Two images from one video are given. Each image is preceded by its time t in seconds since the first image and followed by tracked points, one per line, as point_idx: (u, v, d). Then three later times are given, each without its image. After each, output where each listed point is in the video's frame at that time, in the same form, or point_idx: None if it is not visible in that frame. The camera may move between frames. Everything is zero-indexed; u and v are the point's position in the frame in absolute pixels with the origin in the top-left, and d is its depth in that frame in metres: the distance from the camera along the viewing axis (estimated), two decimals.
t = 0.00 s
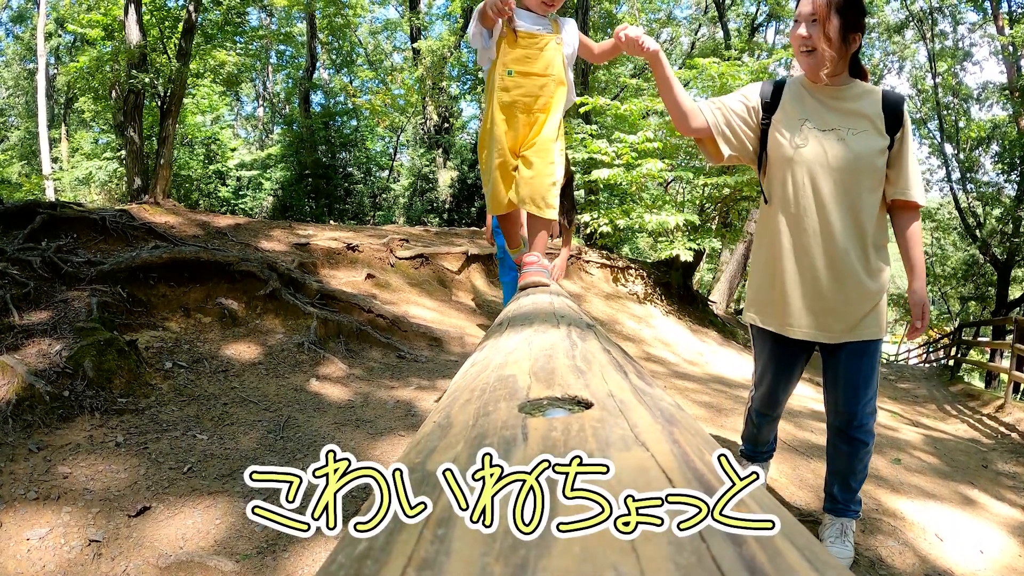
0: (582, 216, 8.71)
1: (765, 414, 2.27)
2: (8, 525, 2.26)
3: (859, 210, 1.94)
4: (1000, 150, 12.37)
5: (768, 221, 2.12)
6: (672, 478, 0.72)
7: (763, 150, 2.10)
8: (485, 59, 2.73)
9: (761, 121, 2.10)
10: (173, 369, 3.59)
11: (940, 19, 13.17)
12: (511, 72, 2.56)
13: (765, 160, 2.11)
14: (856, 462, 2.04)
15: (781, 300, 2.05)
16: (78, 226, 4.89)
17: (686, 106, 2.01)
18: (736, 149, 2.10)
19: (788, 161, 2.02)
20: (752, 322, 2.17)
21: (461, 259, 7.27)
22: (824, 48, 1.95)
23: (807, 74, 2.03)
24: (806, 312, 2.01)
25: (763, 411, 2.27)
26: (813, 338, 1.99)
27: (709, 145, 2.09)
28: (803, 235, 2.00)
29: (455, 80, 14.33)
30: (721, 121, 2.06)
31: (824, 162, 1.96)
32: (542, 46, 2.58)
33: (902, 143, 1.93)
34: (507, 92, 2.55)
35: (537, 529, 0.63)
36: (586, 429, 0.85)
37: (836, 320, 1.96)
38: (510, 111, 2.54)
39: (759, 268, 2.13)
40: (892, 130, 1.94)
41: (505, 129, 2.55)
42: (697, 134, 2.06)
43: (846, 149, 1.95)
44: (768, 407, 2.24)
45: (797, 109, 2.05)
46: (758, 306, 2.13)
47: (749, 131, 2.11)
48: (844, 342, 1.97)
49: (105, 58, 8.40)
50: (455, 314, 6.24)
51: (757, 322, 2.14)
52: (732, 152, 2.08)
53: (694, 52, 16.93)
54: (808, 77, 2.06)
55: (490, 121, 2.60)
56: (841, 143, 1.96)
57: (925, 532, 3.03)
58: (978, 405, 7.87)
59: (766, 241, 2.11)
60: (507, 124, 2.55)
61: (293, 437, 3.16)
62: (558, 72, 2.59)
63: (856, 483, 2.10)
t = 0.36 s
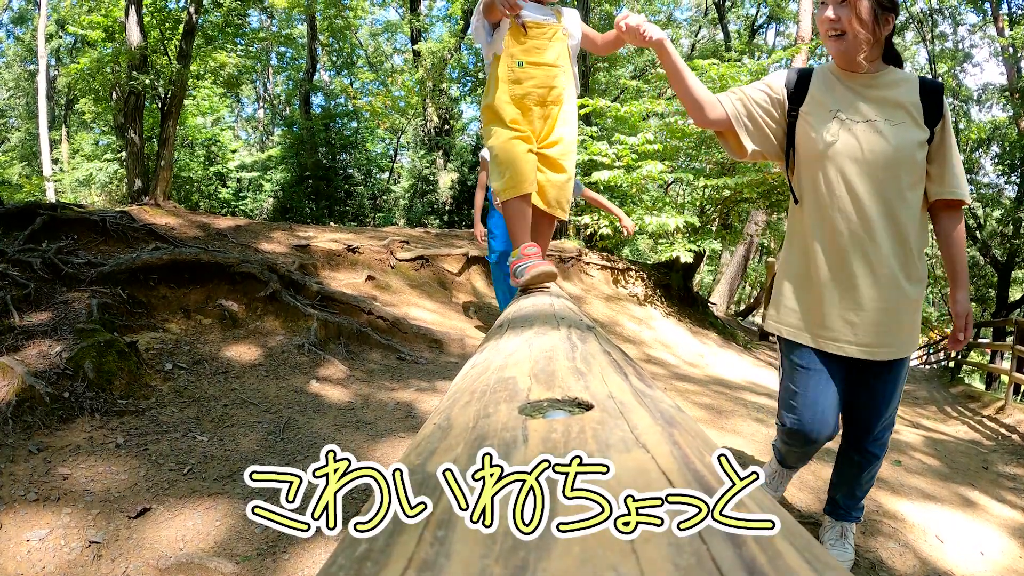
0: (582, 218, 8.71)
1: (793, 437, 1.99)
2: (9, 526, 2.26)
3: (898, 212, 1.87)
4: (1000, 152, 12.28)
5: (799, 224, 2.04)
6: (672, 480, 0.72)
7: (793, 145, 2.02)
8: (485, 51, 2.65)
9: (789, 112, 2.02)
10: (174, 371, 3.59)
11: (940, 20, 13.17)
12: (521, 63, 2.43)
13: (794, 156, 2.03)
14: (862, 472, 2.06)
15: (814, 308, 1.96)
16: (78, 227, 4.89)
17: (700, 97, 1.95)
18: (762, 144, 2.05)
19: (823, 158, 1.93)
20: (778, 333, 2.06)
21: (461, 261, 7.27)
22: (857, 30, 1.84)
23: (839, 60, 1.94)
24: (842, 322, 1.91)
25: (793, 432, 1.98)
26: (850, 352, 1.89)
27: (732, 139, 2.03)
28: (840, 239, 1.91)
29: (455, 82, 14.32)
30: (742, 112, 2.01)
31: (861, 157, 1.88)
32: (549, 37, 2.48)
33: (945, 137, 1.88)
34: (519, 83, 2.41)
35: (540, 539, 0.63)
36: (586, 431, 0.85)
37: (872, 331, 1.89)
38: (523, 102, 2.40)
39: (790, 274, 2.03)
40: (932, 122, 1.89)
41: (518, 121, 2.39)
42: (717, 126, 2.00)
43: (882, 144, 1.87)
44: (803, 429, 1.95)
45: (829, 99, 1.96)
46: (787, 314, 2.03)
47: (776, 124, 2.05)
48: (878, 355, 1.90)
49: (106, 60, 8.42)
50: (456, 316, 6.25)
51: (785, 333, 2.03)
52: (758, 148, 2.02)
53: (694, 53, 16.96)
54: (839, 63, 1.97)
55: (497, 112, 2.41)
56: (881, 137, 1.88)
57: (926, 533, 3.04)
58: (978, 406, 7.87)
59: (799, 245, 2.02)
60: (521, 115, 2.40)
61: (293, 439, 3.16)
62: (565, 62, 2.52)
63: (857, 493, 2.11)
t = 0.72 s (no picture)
0: (582, 220, 8.71)
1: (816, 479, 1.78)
2: (9, 527, 2.26)
3: (907, 215, 1.72)
4: (1000, 153, 12.30)
5: (798, 228, 1.86)
6: (673, 482, 0.72)
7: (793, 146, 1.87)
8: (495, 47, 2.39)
9: (789, 108, 1.87)
10: (174, 372, 3.59)
11: (939, 22, 13.20)
12: (548, 54, 2.31)
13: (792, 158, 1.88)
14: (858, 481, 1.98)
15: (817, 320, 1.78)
16: (78, 228, 4.89)
17: (703, 100, 1.85)
18: (759, 146, 1.90)
19: (825, 155, 1.77)
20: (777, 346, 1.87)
21: (461, 262, 7.28)
22: (875, 22, 1.72)
23: (846, 52, 1.81)
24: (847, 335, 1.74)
25: (816, 473, 1.76)
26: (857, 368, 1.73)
27: (728, 145, 1.91)
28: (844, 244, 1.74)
29: (455, 83, 14.35)
30: (737, 114, 1.87)
31: (865, 155, 1.73)
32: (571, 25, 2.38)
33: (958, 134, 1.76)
34: (549, 75, 2.28)
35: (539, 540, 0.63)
36: (586, 433, 0.85)
37: (879, 344, 1.73)
38: (554, 97, 2.29)
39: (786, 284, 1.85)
40: (942, 119, 1.77)
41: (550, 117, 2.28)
42: (714, 133, 1.91)
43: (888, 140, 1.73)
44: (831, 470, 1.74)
45: (829, 95, 1.83)
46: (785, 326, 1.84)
47: (775, 124, 1.90)
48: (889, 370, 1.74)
49: (106, 61, 8.43)
50: (456, 317, 6.25)
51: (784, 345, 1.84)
52: (757, 150, 1.88)
53: (694, 55, 17.00)
54: (844, 55, 1.83)
55: (523, 106, 2.28)
56: (888, 134, 1.74)
57: (926, 534, 3.04)
58: (978, 407, 7.88)
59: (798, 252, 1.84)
60: (554, 111, 2.28)
61: (293, 440, 3.16)
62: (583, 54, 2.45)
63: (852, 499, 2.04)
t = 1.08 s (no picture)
0: (582, 221, 8.72)
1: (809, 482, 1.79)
2: (8, 528, 2.26)
3: (903, 197, 1.66)
4: (1000, 154, 12.31)
5: (791, 218, 1.80)
6: (673, 484, 0.72)
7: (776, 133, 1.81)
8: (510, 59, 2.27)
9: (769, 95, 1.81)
10: (174, 373, 3.59)
11: (939, 24, 13.22)
12: (560, 62, 2.28)
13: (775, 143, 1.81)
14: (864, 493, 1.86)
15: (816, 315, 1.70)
16: (79, 230, 4.90)
17: (695, 94, 1.78)
18: (741, 139, 1.84)
19: (812, 137, 1.71)
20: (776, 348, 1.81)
21: (462, 264, 7.28)
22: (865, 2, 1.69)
23: (829, 29, 1.75)
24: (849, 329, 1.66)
25: (810, 474, 1.79)
26: (861, 363, 1.65)
27: (710, 141, 1.85)
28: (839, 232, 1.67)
29: (456, 85, 14.37)
30: (722, 108, 1.82)
31: (853, 131, 1.67)
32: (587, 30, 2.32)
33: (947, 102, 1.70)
34: (558, 83, 2.28)
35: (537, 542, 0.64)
36: (586, 434, 0.85)
37: (884, 336, 1.65)
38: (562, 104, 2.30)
39: (783, 280, 1.79)
40: (931, 87, 1.71)
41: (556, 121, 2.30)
42: (697, 132, 1.84)
43: (878, 115, 1.67)
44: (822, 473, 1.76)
45: (811, 75, 1.76)
46: (785, 326, 1.78)
47: (756, 113, 1.84)
48: (897, 363, 1.65)
49: (107, 63, 8.44)
50: (456, 319, 6.26)
51: (785, 345, 1.77)
52: (739, 143, 1.82)
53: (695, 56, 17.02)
54: (827, 35, 1.78)
55: (531, 106, 2.28)
56: (876, 108, 1.68)
57: (926, 536, 3.04)
58: (978, 408, 7.88)
59: (792, 244, 1.78)
60: (560, 117, 2.30)
61: (294, 442, 3.16)
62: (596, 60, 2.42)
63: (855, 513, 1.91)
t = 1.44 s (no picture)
0: (582, 223, 8.73)
1: (805, 478, 1.80)
2: (8, 529, 2.26)
3: (904, 196, 1.64)
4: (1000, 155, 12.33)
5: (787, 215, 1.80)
6: (673, 486, 0.72)
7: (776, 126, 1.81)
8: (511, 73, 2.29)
9: (771, 86, 1.81)
10: (174, 374, 3.59)
11: (939, 26, 13.25)
12: (562, 69, 2.28)
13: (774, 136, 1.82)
14: (884, 520, 1.73)
15: (811, 316, 1.71)
16: (79, 231, 4.90)
17: (690, 78, 1.82)
18: (740, 128, 1.84)
19: (811, 131, 1.70)
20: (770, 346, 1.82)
21: (462, 265, 7.28)
22: None
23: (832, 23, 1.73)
24: (845, 330, 1.67)
25: (805, 468, 1.80)
26: (858, 362, 1.65)
27: (706, 127, 1.86)
28: (837, 232, 1.67)
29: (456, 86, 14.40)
30: (722, 97, 1.82)
31: (852, 128, 1.66)
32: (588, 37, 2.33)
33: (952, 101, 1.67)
34: (559, 92, 2.29)
35: (538, 540, 0.64)
36: (587, 435, 0.85)
37: (884, 337, 1.63)
38: (562, 112, 2.31)
39: (778, 277, 1.80)
40: (936, 86, 1.68)
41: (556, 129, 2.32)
42: (693, 118, 1.86)
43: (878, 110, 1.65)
44: (815, 466, 1.78)
45: (813, 68, 1.75)
46: (781, 327, 1.79)
47: (757, 105, 1.84)
48: (903, 366, 1.62)
49: (107, 63, 8.46)
50: (456, 320, 6.26)
51: (781, 345, 1.78)
52: (737, 131, 1.82)
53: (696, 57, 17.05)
54: (832, 30, 1.77)
55: (533, 115, 2.29)
56: (878, 102, 1.66)
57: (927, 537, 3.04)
58: (979, 408, 7.89)
59: (787, 241, 1.78)
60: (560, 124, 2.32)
61: (294, 443, 3.16)
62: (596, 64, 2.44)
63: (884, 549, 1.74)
